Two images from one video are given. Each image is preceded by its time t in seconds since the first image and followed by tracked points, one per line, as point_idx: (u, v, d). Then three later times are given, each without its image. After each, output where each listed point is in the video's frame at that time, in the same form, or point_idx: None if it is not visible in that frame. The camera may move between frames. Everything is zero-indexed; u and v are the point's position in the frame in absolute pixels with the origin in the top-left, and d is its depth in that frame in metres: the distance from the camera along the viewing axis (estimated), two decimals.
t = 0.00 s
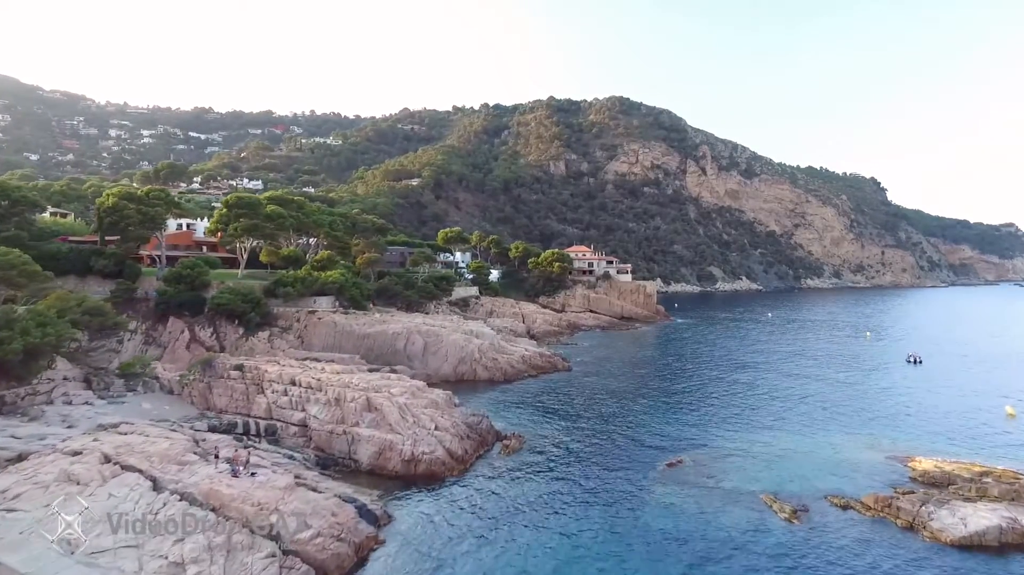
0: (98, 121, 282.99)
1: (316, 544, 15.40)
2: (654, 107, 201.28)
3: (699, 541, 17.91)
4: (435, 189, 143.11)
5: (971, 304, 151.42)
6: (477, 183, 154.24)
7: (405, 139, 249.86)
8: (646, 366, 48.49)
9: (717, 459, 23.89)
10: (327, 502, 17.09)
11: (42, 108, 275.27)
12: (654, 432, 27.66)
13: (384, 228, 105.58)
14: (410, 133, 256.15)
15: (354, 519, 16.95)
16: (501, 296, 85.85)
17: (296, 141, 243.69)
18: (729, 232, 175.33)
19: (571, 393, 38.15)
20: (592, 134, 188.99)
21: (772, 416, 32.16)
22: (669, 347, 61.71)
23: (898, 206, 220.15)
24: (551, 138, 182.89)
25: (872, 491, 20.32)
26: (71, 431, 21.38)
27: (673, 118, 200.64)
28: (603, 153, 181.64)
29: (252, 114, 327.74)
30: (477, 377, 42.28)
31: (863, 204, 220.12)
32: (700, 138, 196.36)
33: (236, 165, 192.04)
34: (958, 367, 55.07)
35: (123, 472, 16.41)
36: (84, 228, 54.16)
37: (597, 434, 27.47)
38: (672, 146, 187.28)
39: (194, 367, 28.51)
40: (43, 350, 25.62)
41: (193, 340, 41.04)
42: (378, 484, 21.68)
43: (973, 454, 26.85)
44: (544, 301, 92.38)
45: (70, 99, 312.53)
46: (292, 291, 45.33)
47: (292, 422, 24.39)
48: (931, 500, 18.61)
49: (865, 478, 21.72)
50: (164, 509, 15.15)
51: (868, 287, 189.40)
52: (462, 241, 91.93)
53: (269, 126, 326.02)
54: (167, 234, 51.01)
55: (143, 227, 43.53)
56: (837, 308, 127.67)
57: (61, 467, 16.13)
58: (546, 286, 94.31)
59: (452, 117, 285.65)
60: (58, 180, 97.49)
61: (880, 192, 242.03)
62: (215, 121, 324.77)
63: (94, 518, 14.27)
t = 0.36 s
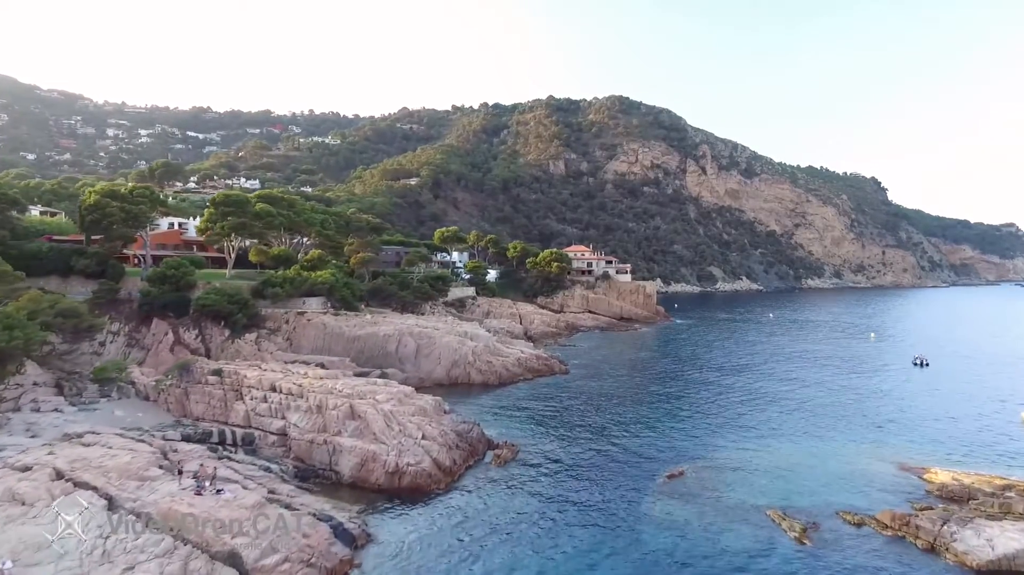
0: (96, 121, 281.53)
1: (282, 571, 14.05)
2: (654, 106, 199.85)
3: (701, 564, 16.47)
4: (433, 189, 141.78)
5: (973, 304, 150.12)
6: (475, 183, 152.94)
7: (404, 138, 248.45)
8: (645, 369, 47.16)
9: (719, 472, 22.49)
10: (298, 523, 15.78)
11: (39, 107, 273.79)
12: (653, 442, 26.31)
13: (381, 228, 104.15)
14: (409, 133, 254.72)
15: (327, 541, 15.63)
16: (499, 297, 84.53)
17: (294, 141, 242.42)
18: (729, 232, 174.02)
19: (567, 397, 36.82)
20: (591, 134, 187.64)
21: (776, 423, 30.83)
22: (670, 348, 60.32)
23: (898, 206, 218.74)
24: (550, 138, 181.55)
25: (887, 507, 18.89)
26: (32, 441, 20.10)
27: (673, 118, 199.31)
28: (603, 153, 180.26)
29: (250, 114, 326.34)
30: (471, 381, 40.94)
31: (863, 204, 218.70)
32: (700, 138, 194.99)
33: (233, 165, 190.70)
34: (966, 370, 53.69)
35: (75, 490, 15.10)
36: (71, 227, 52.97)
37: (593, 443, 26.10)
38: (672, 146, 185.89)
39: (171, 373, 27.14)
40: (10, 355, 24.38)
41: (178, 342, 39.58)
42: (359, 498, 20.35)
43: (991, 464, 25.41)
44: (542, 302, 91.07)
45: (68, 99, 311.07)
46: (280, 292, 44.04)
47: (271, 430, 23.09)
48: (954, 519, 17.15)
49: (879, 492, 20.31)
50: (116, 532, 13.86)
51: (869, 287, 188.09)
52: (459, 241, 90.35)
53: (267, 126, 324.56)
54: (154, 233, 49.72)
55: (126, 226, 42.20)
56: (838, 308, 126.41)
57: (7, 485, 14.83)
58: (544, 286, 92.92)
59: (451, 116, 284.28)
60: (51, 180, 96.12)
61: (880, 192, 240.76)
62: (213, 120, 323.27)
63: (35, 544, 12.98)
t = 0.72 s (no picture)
0: (93, 120, 280.21)
1: None
2: (654, 105, 198.53)
3: None
4: (431, 188, 140.43)
5: (975, 304, 148.84)
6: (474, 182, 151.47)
7: (403, 137, 246.93)
8: (646, 372, 45.88)
9: (724, 484, 21.24)
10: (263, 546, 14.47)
11: (35, 106, 271.93)
12: (653, 451, 25.08)
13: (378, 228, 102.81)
14: (408, 132, 253.27)
15: (294, 567, 14.29)
16: (496, 297, 83.18)
17: (292, 140, 240.94)
18: (729, 231, 172.73)
19: (565, 403, 35.58)
20: (591, 133, 186.31)
21: (782, 430, 29.59)
22: (670, 350, 59.11)
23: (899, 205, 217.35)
24: (549, 137, 180.20)
25: (903, 525, 17.58)
26: None
27: (672, 117, 197.98)
28: (602, 152, 178.84)
29: (248, 114, 324.67)
30: (464, 385, 39.53)
31: (864, 204, 217.33)
32: (700, 137, 193.61)
33: (231, 164, 189.18)
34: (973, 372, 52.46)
35: (16, 513, 13.76)
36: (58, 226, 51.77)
37: (591, 453, 24.87)
38: (672, 145, 184.47)
39: (145, 378, 25.78)
40: None
41: (160, 344, 38.22)
42: (336, 514, 19.03)
43: (1009, 475, 24.11)
44: (540, 302, 89.70)
45: (65, 98, 309.14)
46: (267, 292, 42.63)
47: (246, 440, 21.75)
48: (978, 540, 15.81)
49: (894, 507, 19.02)
50: (55, 560, 12.52)
51: (870, 287, 186.77)
52: (455, 240, 88.55)
53: (265, 125, 323.10)
54: (140, 232, 48.46)
55: (108, 224, 41.01)
56: (839, 309, 125.18)
57: None
58: (542, 286, 91.54)
59: (450, 116, 282.84)
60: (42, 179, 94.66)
61: (880, 192, 239.50)
62: (211, 120, 321.56)
63: None
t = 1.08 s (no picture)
0: (91, 120, 279.03)
1: None
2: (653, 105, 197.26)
3: None
4: (429, 188, 139.07)
5: (977, 305, 147.66)
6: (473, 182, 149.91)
7: (401, 137, 245.57)
8: (646, 377, 44.55)
9: (727, 499, 19.94)
10: None
11: (33, 106, 270.82)
12: (653, 463, 23.75)
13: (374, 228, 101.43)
14: (407, 131, 251.90)
15: None
16: (493, 298, 81.86)
17: (290, 140, 239.51)
18: (729, 231, 171.45)
19: (562, 409, 34.26)
20: (590, 133, 185.13)
21: (787, 439, 28.28)
22: (669, 353, 57.91)
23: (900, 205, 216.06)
24: (549, 137, 178.95)
25: (921, 548, 16.36)
26: None
27: (672, 116, 196.60)
28: (602, 152, 177.47)
29: (247, 113, 323.42)
30: (456, 390, 38.13)
31: (864, 204, 216.02)
32: (700, 137, 192.26)
33: (228, 164, 187.79)
34: (981, 376, 51.14)
35: None
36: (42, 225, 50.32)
37: (586, 465, 23.55)
38: (672, 145, 183.10)
39: (114, 384, 24.39)
40: None
41: (140, 347, 36.81)
42: (309, 533, 17.75)
43: None
44: (538, 303, 88.32)
45: (63, 97, 308.04)
46: (253, 293, 41.19)
47: (217, 452, 20.44)
48: (1007, 566, 14.58)
49: (908, 525, 17.79)
50: None
51: (870, 287, 185.48)
52: (451, 240, 86.72)
53: (263, 125, 321.80)
54: (125, 232, 47.08)
55: (88, 223, 39.71)
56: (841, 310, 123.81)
57: None
58: (540, 287, 90.22)
59: (449, 115, 281.57)
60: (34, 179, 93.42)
61: (880, 192, 238.23)
62: (209, 119, 320.32)
63: None
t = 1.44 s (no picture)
0: (89, 119, 277.79)
1: None
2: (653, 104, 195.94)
3: None
4: (427, 187, 137.73)
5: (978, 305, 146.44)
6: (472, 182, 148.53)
7: (400, 136, 244.22)
8: (645, 380, 43.37)
9: (729, 518, 18.65)
10: None
11: (29, 105, 269.76)
12: (650, 476, 22.46)
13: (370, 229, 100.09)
14: (405, 131, 250.55)
15: None
16: (489, 298, 80.42)
17: (288, 139, 238.16)
18: (729, 231, 170.14)
19: (557, 416, 32.93)
20: (590, 132, 183.85)
21: (791, 448, 27.03)
22: (669, 355, 56.65)
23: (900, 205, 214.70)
24: (548, 136, 177.64)
25: None
26: None
27: (672, 116, 195.17)
28: (601, 151, 176.11)
29: (246, 113, 322.21)
30: (447, 394, 36.76)
31: (865, 203, 214.66)
32: (700, 136, 190.88)
33: (225, 163, 186.41)
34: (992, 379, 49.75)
35: None
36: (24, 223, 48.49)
37: (580, 477, 22.30)
38: (671, 144, 181.71)
39: (80, 391, 23.01)
40: None
41: (120, 350, 35.42)
42: (277, 556, 16.45)
43: None
44: (536, 303, 86.99)
45: (60, 96, 307.03)
46: (238, 294, 39.72)
47: (183, 465, 19.06)
48: None
49: (925, 549, 16.56)
50: None
51: (871, 287, 184.13)
52: (447, 240, 85.10)
53: (261, 124, 320.44)
54: (109, 231, 45.71)
55: (66, 221, 38.38)
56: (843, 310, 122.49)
57: None
58: (538, 287, 88.89)
59: (448, 115, 280.26)
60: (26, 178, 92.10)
61: (881, 191, 236.90)
62: (208, 118, 319.18)
63: None
